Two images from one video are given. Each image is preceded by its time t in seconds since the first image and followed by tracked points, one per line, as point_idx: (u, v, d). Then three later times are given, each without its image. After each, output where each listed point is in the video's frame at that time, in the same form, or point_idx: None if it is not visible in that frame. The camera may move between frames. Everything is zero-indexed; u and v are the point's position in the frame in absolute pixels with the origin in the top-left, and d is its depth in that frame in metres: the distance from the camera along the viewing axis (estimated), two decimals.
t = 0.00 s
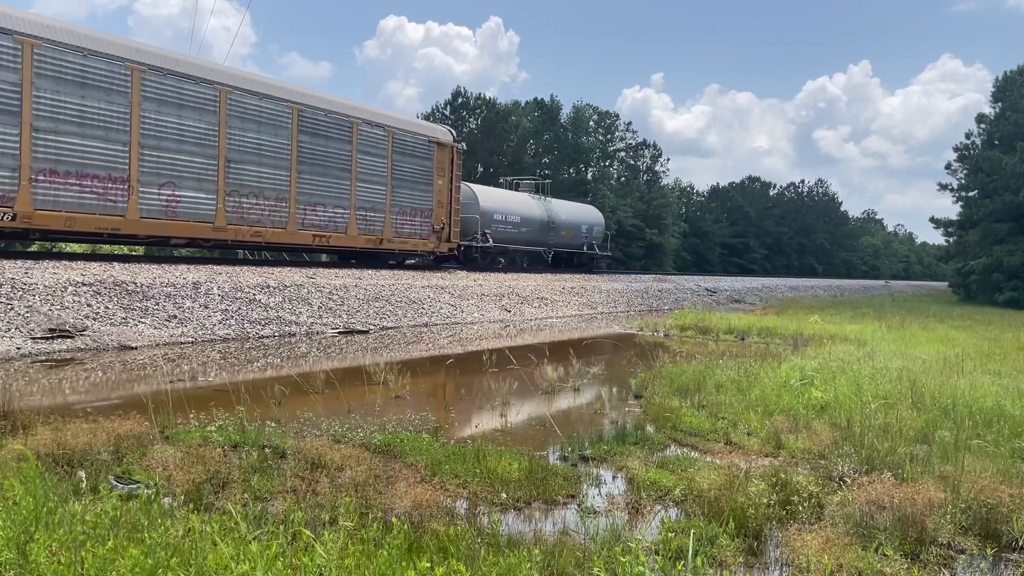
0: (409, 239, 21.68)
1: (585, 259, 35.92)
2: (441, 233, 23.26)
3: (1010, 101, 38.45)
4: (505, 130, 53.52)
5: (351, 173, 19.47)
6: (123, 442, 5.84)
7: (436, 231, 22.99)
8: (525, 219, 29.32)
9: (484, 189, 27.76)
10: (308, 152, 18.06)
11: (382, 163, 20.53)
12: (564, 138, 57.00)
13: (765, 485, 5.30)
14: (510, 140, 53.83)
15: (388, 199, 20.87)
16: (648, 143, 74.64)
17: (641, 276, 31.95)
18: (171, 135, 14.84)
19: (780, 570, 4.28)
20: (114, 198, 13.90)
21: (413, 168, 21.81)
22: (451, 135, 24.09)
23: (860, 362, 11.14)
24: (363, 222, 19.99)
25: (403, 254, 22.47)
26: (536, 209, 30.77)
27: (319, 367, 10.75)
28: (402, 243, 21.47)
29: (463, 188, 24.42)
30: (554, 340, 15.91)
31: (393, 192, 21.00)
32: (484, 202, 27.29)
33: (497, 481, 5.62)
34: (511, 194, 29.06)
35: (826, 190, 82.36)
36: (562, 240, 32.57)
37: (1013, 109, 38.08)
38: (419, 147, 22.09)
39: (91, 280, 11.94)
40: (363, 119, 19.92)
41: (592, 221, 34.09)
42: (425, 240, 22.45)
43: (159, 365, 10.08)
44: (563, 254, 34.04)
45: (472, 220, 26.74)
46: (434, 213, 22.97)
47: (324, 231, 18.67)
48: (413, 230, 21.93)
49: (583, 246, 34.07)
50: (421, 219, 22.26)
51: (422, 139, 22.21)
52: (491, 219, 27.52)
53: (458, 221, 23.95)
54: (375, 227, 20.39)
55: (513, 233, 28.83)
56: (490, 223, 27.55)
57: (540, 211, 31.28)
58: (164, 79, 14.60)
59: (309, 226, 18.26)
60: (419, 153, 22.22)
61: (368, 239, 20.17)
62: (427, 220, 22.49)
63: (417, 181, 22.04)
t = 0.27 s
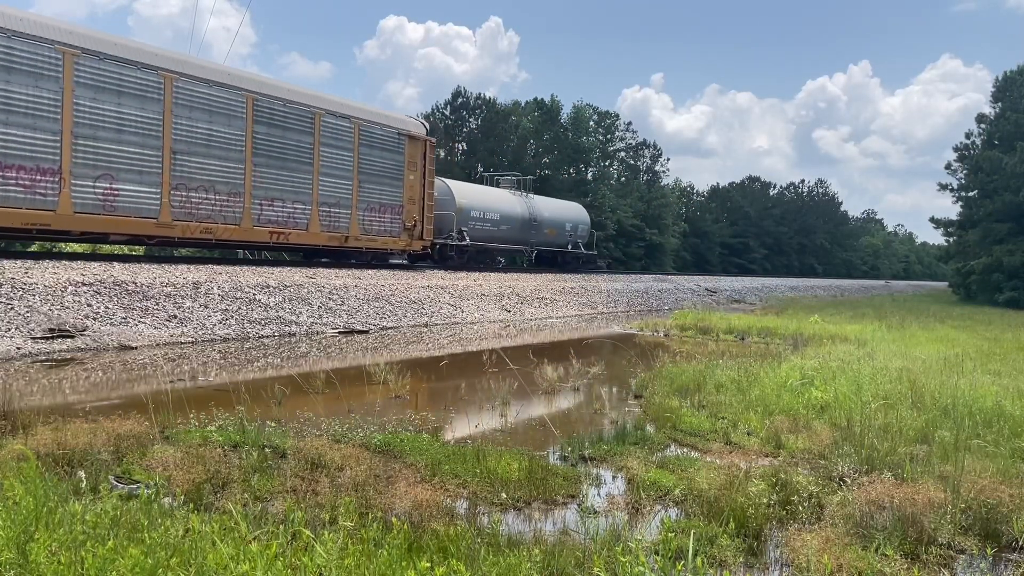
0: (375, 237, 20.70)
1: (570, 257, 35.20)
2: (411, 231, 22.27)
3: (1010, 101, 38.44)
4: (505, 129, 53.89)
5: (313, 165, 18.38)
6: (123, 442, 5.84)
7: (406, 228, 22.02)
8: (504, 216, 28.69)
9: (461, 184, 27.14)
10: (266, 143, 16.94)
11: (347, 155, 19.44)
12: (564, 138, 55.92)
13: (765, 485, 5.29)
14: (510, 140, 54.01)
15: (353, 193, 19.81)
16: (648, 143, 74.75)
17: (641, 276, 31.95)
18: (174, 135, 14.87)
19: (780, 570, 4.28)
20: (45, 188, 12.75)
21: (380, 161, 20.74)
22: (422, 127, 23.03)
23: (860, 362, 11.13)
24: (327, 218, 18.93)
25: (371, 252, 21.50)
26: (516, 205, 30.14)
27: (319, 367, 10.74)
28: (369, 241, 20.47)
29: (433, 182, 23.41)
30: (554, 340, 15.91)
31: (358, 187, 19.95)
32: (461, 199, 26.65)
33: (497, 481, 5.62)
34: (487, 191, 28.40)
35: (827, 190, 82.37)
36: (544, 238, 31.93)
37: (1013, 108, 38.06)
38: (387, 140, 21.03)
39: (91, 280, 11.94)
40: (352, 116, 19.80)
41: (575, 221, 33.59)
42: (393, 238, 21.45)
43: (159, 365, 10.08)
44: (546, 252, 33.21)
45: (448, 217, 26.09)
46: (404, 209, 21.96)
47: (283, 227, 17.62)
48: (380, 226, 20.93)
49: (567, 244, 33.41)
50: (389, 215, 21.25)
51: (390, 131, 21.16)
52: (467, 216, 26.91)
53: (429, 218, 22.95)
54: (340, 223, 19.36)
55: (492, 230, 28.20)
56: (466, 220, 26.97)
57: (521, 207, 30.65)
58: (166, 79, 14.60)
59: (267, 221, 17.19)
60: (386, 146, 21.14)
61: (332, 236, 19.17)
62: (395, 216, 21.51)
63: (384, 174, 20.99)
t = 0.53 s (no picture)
0: (341, 234, 19.68)
1: (553, 257, 34.29)
2: (379, 228, 21.20)
3: (1010, 101, 38.44)
4: (505, 129, 53.88)
5: (269, 158, 17.24)
6: (123, 442, 5.84)
7: (374, 225, 20.94)
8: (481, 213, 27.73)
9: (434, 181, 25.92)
10: (218, 133, 15.83)
11: (306, 148, 18.28)
12: (564, 138, 55.26)
13: (765, 484, 5.30)
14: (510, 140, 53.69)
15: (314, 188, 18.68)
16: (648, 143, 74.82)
17: (641, 276, 31.96)
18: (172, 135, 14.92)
19: (780, 570, 4.28)
20: None
21: (344, 154, 19.63)
22: (390, 119, 21.91)
23: (860, 362, 11.14)
24: (285, 214, 17.80)
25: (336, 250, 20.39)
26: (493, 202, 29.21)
27: (319, 367, 10.75)
28: (333, 238, 19.36)
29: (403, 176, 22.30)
30: (554, 340, 15.91)
31: (320, 181, 18.83)
32: (435, 194, 25.72)
33: (497, 481, 5.62)
34: (462, 188, 27.31)
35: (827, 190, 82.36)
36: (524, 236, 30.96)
37: (1013, 108, 38.07)
38: (352, 132, 19.95)
39: (91, 280, 11.95)
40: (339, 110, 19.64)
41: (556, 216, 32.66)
42: (360, 235, 20.39)
43: (159, 365, 10.08)
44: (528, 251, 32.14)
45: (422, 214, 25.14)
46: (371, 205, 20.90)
47: (236, 224, 16.48)
48: (345, 223, 19.82)
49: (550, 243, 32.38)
50: (356, 211, 20.19)
51: (355, 123, 20.06)
52: (443, 213, 25.80)
53: (399, 213, 21.90)
54: (300, 220, 18.24)
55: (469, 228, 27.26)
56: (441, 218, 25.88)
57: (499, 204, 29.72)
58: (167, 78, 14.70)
59: (218, 217, 16.05)
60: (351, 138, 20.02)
61: (292, 234, 18.06)
62: (362, 213, 20.42)
63: (349, 168, 19.87)
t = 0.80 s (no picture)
0: (302, 231, 18.61)
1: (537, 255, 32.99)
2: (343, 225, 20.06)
3: (1010, 101, 38.46)
4: (506, 129, 53.69)
5: (221, 149, 16.25)
6: (123, 442, 5.84)
7: (338, 221, 19.90)
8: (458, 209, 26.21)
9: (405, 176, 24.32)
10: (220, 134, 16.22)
11: (263, 139, 17.31)
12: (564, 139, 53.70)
13: (764, 484, 5.30)
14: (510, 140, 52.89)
15: (271, 182, 17.65)
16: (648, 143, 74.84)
17: (641, 276, 31.97)
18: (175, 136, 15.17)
19: (780, 570, 4.28)
20: None
21: (306, 147, 18.64)
22: (357, 112, 20.90)
23: (860, 362, 11.14)
24: (238, 210, 16.77)
25: (296, 248, 19.30)
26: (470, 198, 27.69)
27: (319, 367, 10.75)
28: (292, 236, 18.32)
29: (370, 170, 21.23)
30: (553, 340, 15.91)
31: (278, 175, 17.83)
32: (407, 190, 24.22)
33: (497, 481, 5.62)
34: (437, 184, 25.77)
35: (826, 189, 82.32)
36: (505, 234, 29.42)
37: (1013, 109, 38.09)
38: (312, 123, 18.89)
39: (91, 280, 11.95)
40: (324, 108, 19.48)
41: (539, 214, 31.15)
42: (322, 232, 19.31)
43: (159, 365, 10.08)
44: (510, 250, 30.60)
45: (393, 209, 23.60)
46: (335, 200, 19.81)
47: (183, 220, 15.51)
48: (306, 219, 18.78)
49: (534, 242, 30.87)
50: (318, 207, 19.12)
51: (319, 115, 19.13)
52: (415, 211, 24.30)
53: (365, 209, 20.80)
54: (256, 216, 17.24)
55: (445, 225, 25.77)
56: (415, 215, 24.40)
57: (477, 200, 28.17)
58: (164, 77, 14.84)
59: (162, 213, 15.11)
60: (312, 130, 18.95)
61: (246, 230, 17.03)
62: (326, 209, 19.40)
63: (311, 161, 18.87)
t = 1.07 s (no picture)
0: (258, 228, 17.21)
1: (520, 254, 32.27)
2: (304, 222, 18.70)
3: (1010, 101, 38.47)
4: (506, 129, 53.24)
5: (210, 147, 15.78)
6: (123, 442, 5.84)
7: (298, 218, 18.44)
8: (431, 206, 25.23)
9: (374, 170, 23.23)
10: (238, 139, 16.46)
11: (216, 131, 15.86)
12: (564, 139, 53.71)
13: (764, 484, 5.29)
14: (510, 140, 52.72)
15: (225, 175, 16.22)
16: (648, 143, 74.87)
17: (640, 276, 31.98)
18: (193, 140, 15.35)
19: (780, 570, 4.28)
20: None
21: (262, 138, 17.15)
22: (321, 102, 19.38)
23: (860, 362, 11.14)
24: (187, 205, 15.35)
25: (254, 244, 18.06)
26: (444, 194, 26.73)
27: (319, 367, 10.75)
28: (246, 232, 16.87)
29: (334, 163, 19.69)
30: (554, 340, 15.91)
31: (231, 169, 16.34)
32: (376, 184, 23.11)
33: (497, 481, 5.62)
34: (407, 178, 24.77)
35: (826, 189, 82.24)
36: (483, 231, 28.47)
37: (1013, 108, 38.09)
38: (273, 112, 17.50)
39: (90, 280, 11.94)
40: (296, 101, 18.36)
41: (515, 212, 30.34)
42: (281, 229, 17.92)
43: (159, 365, 10.08)
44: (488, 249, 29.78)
45: (360, 205, 22.56)
46: (297, 195, 18.43)
47: (122, 216, 14.12)
48: (262, 215, 17.34)
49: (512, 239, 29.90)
50: (277, 202, 17.74)
51: (280, 105, 17.68)
52: (385, 206, 23.23)
53: (329, 206, 19.42)
54: (205, 212, 15.79)
55: (418, 223, 24.70)
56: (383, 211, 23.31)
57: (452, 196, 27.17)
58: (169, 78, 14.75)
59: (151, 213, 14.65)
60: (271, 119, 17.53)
61: (195, 227, 15.60)
62: (285, 204, 17.97)
63: (269, 153, 17.43)
